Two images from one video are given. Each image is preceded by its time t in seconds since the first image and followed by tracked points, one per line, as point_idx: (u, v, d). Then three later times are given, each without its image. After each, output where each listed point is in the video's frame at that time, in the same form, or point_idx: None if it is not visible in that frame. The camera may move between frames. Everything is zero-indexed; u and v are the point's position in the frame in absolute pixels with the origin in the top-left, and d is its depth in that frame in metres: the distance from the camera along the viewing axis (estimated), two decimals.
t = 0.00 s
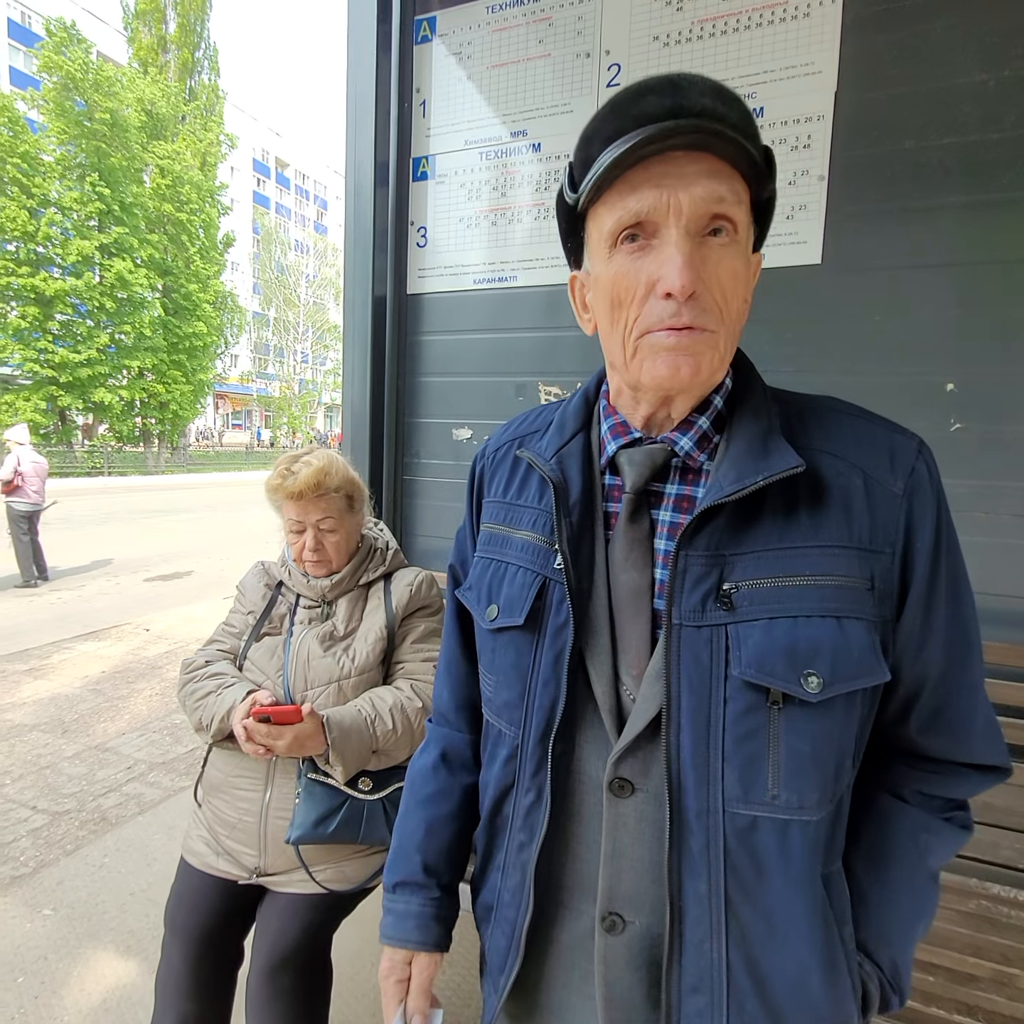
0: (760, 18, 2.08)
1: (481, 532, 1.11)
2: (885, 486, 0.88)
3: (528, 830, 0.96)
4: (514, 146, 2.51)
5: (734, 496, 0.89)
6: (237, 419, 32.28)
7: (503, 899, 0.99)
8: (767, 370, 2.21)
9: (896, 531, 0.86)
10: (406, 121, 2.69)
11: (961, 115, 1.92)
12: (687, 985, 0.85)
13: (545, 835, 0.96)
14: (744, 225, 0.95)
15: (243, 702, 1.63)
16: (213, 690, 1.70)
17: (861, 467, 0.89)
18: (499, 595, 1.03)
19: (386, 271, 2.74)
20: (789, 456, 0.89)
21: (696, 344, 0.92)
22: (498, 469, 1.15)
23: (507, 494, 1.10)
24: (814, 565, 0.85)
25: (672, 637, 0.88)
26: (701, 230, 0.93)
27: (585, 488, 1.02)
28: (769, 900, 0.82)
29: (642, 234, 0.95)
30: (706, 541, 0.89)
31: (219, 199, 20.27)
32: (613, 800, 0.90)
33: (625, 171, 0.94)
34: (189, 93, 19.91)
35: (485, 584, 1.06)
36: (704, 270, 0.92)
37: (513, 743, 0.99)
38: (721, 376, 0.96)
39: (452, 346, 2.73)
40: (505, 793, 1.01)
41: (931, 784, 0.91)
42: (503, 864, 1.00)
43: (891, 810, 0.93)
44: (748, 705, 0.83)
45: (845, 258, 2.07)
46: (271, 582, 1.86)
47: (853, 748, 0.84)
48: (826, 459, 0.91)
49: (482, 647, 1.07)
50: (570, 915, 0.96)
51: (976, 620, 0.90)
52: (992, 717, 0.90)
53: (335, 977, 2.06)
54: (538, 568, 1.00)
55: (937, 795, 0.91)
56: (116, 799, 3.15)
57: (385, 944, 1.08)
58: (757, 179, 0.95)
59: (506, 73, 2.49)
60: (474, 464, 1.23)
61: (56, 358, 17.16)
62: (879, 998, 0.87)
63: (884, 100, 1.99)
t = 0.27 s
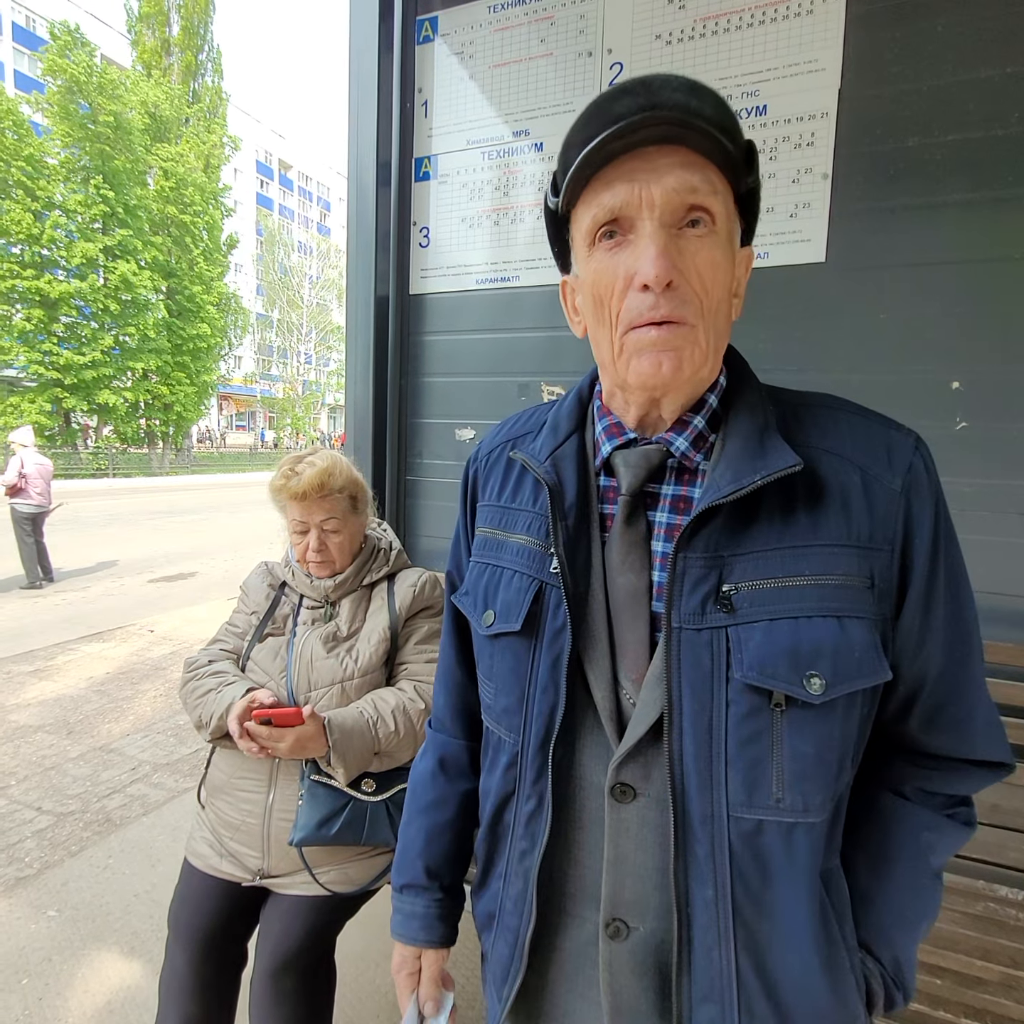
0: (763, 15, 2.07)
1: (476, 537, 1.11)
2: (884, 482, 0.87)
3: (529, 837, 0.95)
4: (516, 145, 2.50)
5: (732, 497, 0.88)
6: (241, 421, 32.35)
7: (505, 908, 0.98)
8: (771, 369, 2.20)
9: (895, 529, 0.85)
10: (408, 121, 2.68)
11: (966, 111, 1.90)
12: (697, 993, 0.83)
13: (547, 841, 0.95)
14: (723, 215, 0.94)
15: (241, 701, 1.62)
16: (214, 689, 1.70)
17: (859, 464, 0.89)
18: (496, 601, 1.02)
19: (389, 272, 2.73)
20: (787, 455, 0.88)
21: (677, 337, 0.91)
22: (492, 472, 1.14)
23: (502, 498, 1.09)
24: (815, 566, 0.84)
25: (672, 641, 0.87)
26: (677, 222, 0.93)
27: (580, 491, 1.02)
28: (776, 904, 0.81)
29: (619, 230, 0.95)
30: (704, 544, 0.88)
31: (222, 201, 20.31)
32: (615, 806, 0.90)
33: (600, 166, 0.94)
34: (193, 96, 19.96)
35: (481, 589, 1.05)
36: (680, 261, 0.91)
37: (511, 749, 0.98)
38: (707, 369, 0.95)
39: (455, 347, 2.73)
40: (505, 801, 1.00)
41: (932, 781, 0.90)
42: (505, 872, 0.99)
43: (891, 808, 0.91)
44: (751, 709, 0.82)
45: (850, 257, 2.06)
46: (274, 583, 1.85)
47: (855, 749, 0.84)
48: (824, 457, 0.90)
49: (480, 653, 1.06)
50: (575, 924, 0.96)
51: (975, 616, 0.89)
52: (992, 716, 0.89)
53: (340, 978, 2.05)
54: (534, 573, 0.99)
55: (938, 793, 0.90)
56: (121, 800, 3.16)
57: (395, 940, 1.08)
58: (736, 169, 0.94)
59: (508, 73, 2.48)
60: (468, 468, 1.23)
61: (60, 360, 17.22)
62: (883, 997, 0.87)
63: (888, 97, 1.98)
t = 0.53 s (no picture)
0: (766, 14, 2.07)
1: (477, 537, 1.11)
2: (876, 476, 0.86)
3: (521, 829, 0.96)
4: (517, 147, 2.51)
5: (718, 489, 0.88)
6: (244, 423, 32.41)
7: (499, 901, 0.99)
8: (774, 368, 2.19)
9: (887, 523, 0.84)
10: (410, 122, 2.69)
11: (970, 109, 1.90)
12: (672, 987, 0.83)
13: (536, 836, 0.95)
14: (701, 213, 0.94)
15: (246, 702, 1.62)
16: (219, 690, 1.70)
17: (851, 458, 0.88)
18: (493, 597, 1.02)
19: (391, 273, 2.73)
20: (774, 448, 0.88)
21: (657, 334, 0.91)
22: (493, 474, 1.14)
23: (501, 497, 1.09)
24: (801, 559, 0.84)
25: (654, 633, 0.87)
26: (654, 221, 0.93)
27: (574, 489, 1.02)
28: (754, 898, 0.81)
29: (600, 232, 0.97)
30: (688, 536, 0.88)
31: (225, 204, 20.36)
32: (602, 800, 0.89)
33: (578, 176, 0.97)
34: (195, 100, 20.02)
35: (479, 587, 1.05)
36: (657, 258, 0.92)
37: (506, 744, 0.98)
38: (693, 365, 0.94)
39: (457, 348, 2.73)
40: (500, 795, 1.00)
41: (930, 783, 0.89)
42: (500, 865, 1.00)
43: (887, 808, 0.91)
44: (730, 701, 0.82)
45: (852, 255, 2.06)
46: (279, 585, 1.86)
47: (842, 744, 0.82)
48: (815, 451, 0.90)
49: (478, 650, 1.06)
50: (566, 919, 0.95)
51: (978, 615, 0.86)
52: (998, 717, 0.86)
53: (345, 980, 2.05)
54: (528, 570, 0.99)
55: (937, 795, 0.89)
56: (127, 803, 3.16)
57: (403, 942, 1.08)
58: (713, 166, 0.94)
59: (510, 74, 2.48)
60: (471, 471, 1.23)
61: (65, 363, 17.29)
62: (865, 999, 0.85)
63: (889, 95, 1.97)
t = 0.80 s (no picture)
0: (763, 14, 2.07)
1: (479, 541, 1.11)
2: (863, 475, 0.87)
3: (524, 828, 0.96)
4: (516, 149, 2.51)
5: (705, 492, 0.88)
6: (245, 426, 32.43)
7: (504, 898, 0.99)
8: (774, 368, 2.19)
9: (876, 521, 0.85)
10: (409, 125, 2.69)
11: (967, 108, 1.90)
12: (677, 980, 0.84)
13: (542, 831, 0.95)
14: (690, 220, 0.95)
15: (249, 700, 1.62)
16: (221, 687, 1.70)
17: (839, 457, 0.88)
18: (494, 599, 1.03)
19: (391, 276, 2.74)
20: (758, 450, 0.88)
21: (647, 339, 0.92)
22: (493, 479, 1.15)
23: (501, 501, 1.10)
24: (790, 559, 0.84)
25: (647, 636, 0.87)
26: (645, 229, 0.94)
27: (570, 491, 1.02)
28: (753, 896, 0.81)
29: (591, 239, 0.97)
30: (677, 539, 0.89)
31: (224, 207, 20.38)
32: (603, 799, 0.90)
33: (569, 184, 0.98)
34: (194, 103, 20.06)
35: (481, 590, 1.06)
36: (649, 264, 0.92)
37: (508, 744, 0.99)
38: (683, 371, 0.95)
39: (457, 350, 2.73)
40: (504, 794, 1.01)
41: (928, 782, 0.89)
42: (505, 864, 1.00)
43: (886, 806, 0.91)
44: (722, 701, 0.82)
45: (851, 254, 2.06)
46: (282, 587, 1.86)
47: (837, 743, 0.82)
48: (803, 451, 0.90)
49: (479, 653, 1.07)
50: (570, 915, 0.95)
51: (972, 611, 0.86)
52: (995, 712, 0.86)
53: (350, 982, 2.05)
54: (528, 572, 0.99)
55: (935, 793, 0.89)
56: (131, 806, 3.17)
57: (404, 930, 1.09)
58: (701, 176, 0.95)
59: (508, 76, 2.49)
60: (472, 476, 1.24)
61: (65, 367, 17.30)
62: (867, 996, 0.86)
63: (888, 94, 1.98)
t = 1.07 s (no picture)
0: (762, 14, 2.07)
1: (478, 541, 1.11)
2: (864, 469, 0.87)
3: (532, 827, 0.96)
4: (515, 149, 2.51)
5: (710, 486, 0.89)
6: (244, 426, 32.42)
7: (513, 899, 0.99)
8: (774, 367, 2.20)
9: (877, 514, 0.85)
10: (408, 126, 2.69)
11: (965, 107, 1.90)
12: (694, 978, 0.84)
13: (551, 830, 0.95)
14: (695, 218, 0.96)
15: (252, 701, 1.63)
16: (224, 687, 1.70)
17: (839, 451, 0.89)
18: (495, 599, 1.03)
19: (390, 276, 2.74)
20: (760, 443, 0.88)
21: (656, 328, 0.91)
22: (491, 479, 1.15)
23: (500, 501, 1.10)
24: (795, 553, 0.84)
25: (656, 634, 0.87)
26: (652, 223, 0.95)
27: (570, 490, 1.02)
28: (767, 890, 0.81)
29: (598, 233, 0.98)
30: (684, 535, 0.89)
31: (223, 207, 20.37)
32: (612, 797, 0.90)
33: (576, 181, 0.98)
34: (193, 104, 20.05)
35: (482, 590, 1.06)
36: (658, 256, 0.93)
37: (513, 744, 0.99)
38: (688, 364, 0.95)
39: (457, 350, 2.73)
40: (511, 794, 1.01)
41: (933, 771, 0.90)
42: (512, 864, 1.00)
43: (892, 798, 0.91)
44: (733, 696, 0.82)
45: (850, 253, 2.06)
46: (284, 587, 1.87)
47: (845, 735, 0.83)
48: (804, 445, 0.91)
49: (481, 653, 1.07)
50: (581, 914, 0.96)
51: (969, 601, 0.87)
52: (994, 701, 0.87)
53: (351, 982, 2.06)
54: (529, 571, 0.99)
55: (940, 782, 0.89)
56: (131, 806, 3.17)
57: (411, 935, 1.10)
58: (703, 178, 0.98)
59: (506, 76, 2.49)
60: (470, 477, 1.24)
61: (64, 368, 17.30)
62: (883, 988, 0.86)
63: (886, 94, 1.98)
